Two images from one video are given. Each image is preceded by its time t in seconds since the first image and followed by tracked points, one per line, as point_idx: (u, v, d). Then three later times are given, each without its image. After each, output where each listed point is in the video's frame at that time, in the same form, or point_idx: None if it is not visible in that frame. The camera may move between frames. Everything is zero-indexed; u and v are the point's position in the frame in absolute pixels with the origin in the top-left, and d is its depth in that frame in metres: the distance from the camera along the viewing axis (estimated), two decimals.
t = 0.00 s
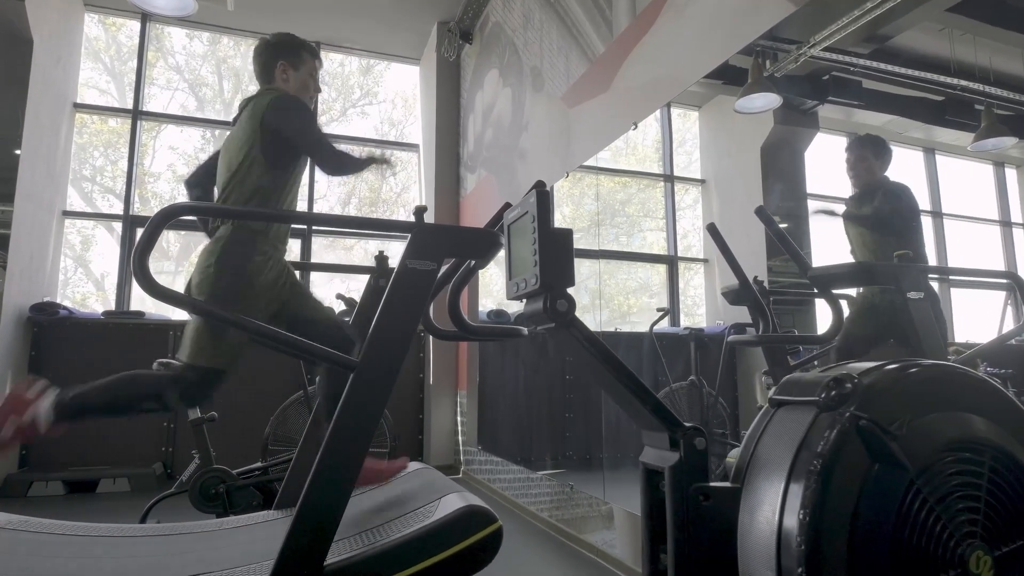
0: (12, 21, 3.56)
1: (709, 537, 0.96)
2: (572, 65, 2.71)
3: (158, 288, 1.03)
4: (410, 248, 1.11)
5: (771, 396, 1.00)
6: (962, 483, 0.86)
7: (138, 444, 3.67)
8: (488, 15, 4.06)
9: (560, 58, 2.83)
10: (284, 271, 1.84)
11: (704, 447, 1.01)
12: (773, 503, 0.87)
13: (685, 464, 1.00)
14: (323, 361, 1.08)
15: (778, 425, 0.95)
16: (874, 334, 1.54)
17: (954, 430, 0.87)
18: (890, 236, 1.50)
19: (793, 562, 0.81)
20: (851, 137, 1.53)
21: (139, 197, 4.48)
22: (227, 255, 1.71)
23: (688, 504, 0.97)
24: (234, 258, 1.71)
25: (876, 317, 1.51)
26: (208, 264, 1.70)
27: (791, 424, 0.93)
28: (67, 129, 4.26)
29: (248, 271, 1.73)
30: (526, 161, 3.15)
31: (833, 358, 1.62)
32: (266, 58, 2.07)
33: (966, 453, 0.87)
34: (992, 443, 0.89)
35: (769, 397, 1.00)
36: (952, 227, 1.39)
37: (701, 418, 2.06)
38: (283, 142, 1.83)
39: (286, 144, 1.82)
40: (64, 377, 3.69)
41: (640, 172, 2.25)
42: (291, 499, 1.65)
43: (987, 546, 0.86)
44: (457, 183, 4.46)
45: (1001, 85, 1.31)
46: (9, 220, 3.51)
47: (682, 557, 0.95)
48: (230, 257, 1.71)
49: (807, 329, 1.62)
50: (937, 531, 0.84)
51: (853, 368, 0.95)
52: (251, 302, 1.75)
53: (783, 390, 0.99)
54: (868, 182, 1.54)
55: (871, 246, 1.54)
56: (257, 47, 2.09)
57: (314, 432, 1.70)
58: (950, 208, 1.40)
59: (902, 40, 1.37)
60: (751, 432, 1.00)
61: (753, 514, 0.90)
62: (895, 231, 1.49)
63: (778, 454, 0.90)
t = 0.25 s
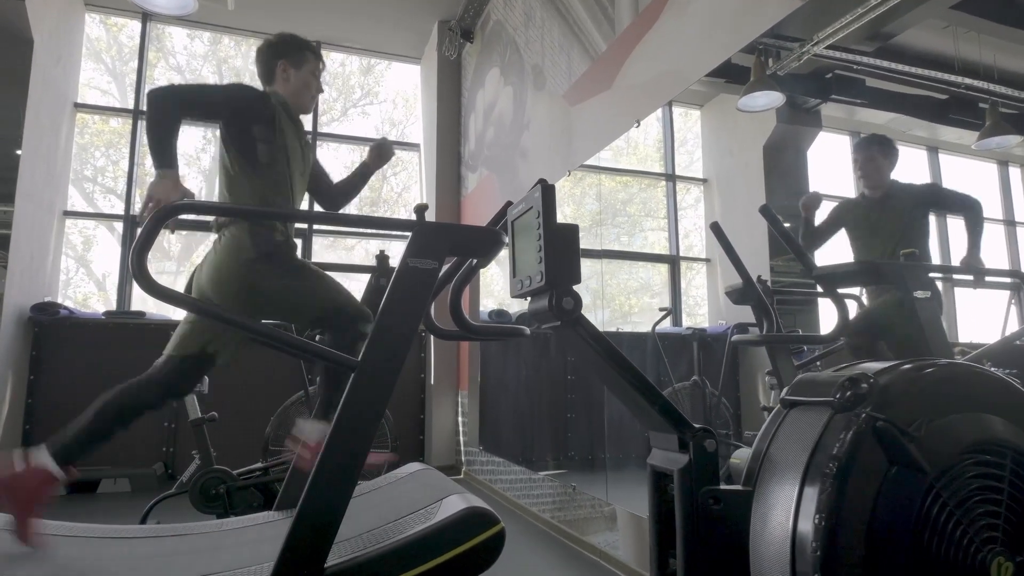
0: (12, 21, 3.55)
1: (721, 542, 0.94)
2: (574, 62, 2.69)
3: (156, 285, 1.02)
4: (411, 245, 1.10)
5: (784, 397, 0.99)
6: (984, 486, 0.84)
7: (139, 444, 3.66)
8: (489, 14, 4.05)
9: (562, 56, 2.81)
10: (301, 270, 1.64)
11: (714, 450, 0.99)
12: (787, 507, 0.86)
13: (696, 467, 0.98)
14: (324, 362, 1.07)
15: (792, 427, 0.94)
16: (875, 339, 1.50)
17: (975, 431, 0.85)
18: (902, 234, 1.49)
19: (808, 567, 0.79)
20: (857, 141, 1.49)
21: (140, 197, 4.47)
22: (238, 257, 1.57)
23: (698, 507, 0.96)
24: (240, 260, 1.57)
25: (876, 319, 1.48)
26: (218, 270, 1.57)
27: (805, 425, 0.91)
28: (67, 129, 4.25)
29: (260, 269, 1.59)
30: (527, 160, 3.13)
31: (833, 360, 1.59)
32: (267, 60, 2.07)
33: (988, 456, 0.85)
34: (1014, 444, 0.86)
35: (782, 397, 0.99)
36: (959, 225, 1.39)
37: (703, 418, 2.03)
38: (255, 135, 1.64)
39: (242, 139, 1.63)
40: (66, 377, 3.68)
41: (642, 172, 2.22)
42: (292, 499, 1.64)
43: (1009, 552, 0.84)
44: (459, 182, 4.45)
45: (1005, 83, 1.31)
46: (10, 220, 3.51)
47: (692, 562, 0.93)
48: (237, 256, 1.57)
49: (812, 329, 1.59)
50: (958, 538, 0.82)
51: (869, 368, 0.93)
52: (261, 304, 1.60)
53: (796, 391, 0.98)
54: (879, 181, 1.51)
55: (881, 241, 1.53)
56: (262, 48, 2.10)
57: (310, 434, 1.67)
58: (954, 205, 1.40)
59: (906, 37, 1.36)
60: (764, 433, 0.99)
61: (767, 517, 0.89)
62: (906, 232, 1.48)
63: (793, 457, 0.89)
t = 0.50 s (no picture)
0: (15, 21, 3.55)
1: (730, 545, 0.93)
2: (577, 61, 2.68)
3: (157, 284, 1.01)
4: (414, 244, 1.09)
5: (795, 396, 0.96)
6: (1003, 489, 0.81)
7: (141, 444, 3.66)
8: (491, 13, 4.04)
9: (565, 55, 2.80)
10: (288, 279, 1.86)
11: (724, 450, 0.98)
12: (801, 509, 0.83)
13: (708, 466, 0.97)
14: (326, 362, 1.06)
15: (805, 427, 0.91)
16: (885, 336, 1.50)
17: (994, 431, 0.82)
18: (906, 241, 1.41)
19: (823, 571, 0.77)
20: (866, 144, 1.47)
21: (142, 197, 4.47)
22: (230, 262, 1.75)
23: (708, 508, 0.94)
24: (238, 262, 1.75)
25: (886, 315, 1.48)
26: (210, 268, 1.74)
27: (819, 425, 0.89)
28: (70, 129, 4.25)
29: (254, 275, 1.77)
30: (530, 159, 3.13)
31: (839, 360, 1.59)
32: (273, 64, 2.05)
33: (1006, 456, 0.82)
34: None
35: (794, 396, 0.96)
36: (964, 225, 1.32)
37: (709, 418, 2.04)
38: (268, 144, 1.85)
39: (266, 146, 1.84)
40: (68, 377, 3.68)
41: (644, 171, 2.23)
42: (293, 499, 1.63)
43: None
44: (461, 182, 4.45)
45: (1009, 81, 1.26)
46: (11, 221, 3.51)
47: (700, 564, 0.93)
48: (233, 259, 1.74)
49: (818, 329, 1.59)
50: (977, 542, 0.79)
51: (883, 366, 0.90)
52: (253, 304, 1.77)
53: (809, 389, 0.95)
54: (888, 189, 1.45)
55: (886, 248, 1.45)
56: (268, 52, 2.08)
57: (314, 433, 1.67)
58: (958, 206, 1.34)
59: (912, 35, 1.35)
60: (775, 434, 0.96)
61: (779, 519, 0.86)
62: (912, 238, 1.39)
63: (807, 458, 0.86)
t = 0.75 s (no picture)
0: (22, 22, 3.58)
1: (741, 544, 0.92)
2: (583, 59, 2.67)
3: (163, 283, 1.01)
4: (420, 242, 1.09)
5: (809, 394, 0.96)
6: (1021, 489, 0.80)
7: (148, 443, 3.68)
8: (496, 13, 4.03)
9: (571, 53, 2.79)
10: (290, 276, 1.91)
11: (737, 448, 0.98)
12: (816, 508, 0.81)
13: (722, 465, 0.96)
14: (334, 361, 1.06)
15: (821, 424, 0.89)
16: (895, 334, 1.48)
17: (1012, 429, 0.81)
18: (908, 238, 1.42)
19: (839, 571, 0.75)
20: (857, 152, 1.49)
21: (149, 197, 4.49)
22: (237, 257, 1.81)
23: (720, 506, 0.94)
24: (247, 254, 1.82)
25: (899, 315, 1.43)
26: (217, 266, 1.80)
27: (833, 422, 0.88)
28: (77, 130, 4.28)
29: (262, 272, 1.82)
30: (536, 158, 3.12)
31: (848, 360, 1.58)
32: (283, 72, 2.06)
33: None
34: None
35: (808, 394, 0.95)
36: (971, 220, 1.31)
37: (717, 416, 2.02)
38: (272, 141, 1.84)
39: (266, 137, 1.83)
40: (75, 376, 3.70)
41: (651, 170, 2.23)
42: (301, 499, 1.63)
43: None
44: (466, 181, 4.45)
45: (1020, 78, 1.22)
46: (18, 222, 3.53)
47: (711, 562, 0.92)
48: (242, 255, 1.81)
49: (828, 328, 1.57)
50: (993, 541, 0.78)
51: (897, 363, 0.89)
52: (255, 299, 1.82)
53: (823, 386, 0.94)
54: (884, 189, 1.48)
55: (894, 245, 1.46)
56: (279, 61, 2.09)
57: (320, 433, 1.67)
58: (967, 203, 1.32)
59: (920, 34, 1.34)
60: (787, 433, 0.96)
61: (792, 519, 0.85)
62: (913, 234, 1.41)
63: (822, 457, 0.85)
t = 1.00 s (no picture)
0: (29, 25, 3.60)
1: (745, 541, 0.93)
2: (587, 59, 2.67)
3: (169, 284, 1.01)
4: (425, 242, 1.09)
5: (812, 393, 0.96)
6: None
7: (154, 443, 3.69)
8: (500, 13, 4.03)
9: (574, 53, 2.79)
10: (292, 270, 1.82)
11: (739, 448, 0.97)
12: (818, 507, 0.81)
13: (725, 465, 0.96)
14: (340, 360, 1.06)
15: (823, 424, 0.90)
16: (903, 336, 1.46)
17: (1017, 431, 0.80)
18: (917, 230, 1.38)
19: (841, 570, 0.75)
20: (875, 132, 1.45)
21: (155, 197, 4.51)
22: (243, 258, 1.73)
23: (722, 505, 0.94)
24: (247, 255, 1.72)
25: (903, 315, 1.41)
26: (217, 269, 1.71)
27: (835, 422, 0.88)
28: (83, 131, 4.30)
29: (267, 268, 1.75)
30: (540, 157, 3.12)
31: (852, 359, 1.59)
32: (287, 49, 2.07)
33: None
34: None
35: (811, 393, 0.95)
36: (980, 220, 1.29)
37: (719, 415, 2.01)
38: (261, 129, 1.83)
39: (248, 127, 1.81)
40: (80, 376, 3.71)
41: (655, 169, 2.22)
42: (304, 499, 1.63)
43: None
44: (470, 181, 4.45)
45: None
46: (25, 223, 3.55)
47: (713, 561, 0.92)
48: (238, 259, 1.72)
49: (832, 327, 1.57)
50: (999, 542, 0.77)
51: (900, 363, 0.90)
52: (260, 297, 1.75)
53: (826, 386, 0.94)
54: (898, 175, 1.43)
55: (901, 238, 1.42)
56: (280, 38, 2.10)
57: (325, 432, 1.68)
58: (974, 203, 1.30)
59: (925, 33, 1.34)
60: (790, 433, 0.96)
61: (795, 517, 0.85)
62: (924, 225, 1.36)
63: (825, 455, 0.85)
